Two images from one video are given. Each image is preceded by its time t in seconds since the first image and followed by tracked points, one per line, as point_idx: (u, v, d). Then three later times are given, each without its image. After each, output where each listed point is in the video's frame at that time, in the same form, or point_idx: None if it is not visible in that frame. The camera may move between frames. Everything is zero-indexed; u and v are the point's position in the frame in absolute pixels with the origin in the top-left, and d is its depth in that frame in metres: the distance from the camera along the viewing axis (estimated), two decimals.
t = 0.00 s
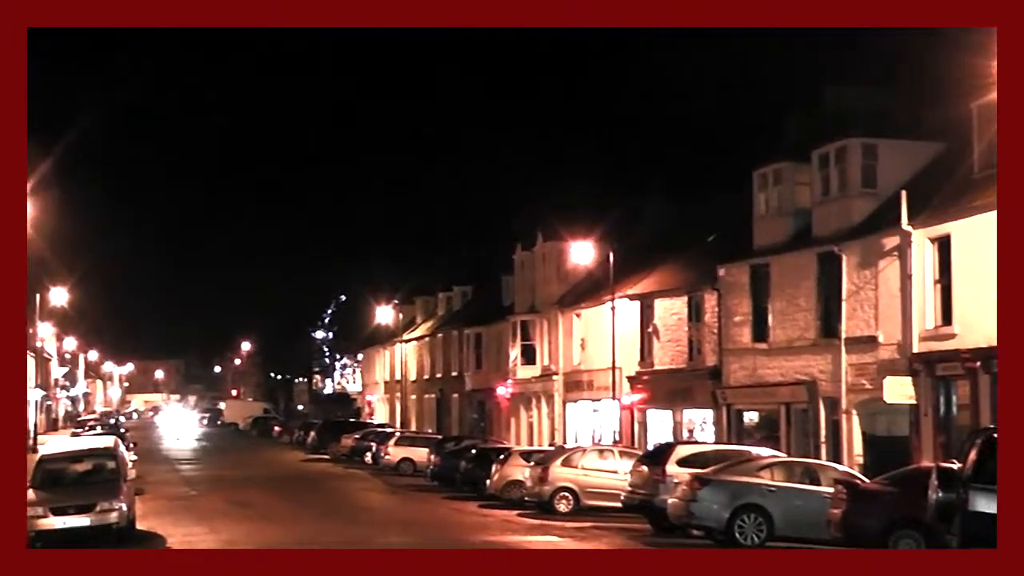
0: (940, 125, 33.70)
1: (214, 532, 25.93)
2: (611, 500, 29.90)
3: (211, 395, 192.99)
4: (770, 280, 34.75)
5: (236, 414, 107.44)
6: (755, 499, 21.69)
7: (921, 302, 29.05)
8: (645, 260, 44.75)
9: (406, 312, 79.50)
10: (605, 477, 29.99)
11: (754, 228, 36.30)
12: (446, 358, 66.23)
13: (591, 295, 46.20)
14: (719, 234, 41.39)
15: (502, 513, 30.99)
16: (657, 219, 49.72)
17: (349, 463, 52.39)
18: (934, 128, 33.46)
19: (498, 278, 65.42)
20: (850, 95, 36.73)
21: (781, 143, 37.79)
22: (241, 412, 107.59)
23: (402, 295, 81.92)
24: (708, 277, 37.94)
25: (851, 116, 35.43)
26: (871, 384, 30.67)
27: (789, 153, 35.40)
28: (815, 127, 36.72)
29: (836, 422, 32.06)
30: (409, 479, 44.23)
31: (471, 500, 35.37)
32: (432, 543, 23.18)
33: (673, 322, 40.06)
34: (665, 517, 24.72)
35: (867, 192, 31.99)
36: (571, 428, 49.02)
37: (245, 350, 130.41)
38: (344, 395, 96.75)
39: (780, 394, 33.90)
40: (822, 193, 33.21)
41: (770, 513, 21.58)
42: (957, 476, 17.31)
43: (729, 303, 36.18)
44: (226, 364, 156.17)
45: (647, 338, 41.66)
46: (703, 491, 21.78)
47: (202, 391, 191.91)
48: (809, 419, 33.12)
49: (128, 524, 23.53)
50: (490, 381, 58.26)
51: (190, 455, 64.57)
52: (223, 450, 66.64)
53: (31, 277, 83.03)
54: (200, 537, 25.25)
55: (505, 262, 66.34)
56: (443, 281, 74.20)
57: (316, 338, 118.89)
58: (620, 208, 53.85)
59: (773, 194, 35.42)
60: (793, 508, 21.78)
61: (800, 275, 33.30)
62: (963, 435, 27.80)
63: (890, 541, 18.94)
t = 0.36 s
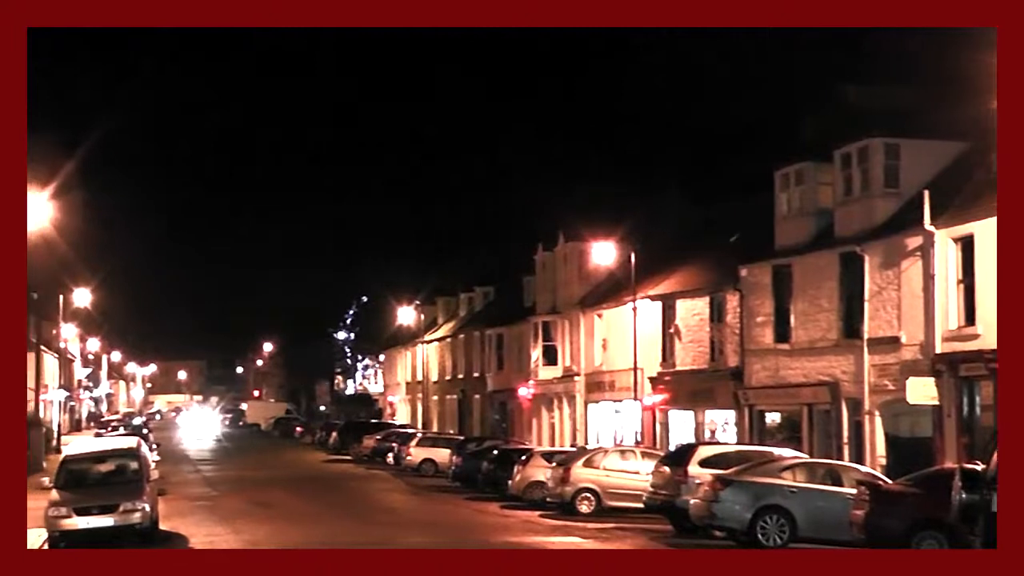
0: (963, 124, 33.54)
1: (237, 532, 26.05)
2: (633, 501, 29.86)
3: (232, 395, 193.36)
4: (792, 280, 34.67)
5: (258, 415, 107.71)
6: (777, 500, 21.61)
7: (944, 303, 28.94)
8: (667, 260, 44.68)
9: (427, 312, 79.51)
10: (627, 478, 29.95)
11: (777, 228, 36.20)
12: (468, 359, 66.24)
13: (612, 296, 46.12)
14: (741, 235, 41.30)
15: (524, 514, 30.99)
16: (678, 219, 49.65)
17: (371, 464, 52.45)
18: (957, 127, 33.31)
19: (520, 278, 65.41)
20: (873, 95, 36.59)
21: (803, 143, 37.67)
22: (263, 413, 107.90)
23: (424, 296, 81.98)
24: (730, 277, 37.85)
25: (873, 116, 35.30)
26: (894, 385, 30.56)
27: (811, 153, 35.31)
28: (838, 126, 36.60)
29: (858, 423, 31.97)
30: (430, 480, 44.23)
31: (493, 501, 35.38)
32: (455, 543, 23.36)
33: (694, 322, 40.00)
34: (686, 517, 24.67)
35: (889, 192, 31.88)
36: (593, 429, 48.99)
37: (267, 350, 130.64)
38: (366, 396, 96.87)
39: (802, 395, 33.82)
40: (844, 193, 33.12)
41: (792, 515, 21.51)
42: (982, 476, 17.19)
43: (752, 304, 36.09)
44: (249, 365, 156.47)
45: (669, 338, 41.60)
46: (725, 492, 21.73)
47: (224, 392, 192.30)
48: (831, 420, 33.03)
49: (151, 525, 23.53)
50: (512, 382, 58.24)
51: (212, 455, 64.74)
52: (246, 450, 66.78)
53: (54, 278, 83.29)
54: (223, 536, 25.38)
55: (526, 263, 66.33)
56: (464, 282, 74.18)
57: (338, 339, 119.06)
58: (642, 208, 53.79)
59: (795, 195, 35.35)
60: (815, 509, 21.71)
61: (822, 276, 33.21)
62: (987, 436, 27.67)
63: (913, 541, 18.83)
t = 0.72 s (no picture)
0: (986, 123, 33.40)
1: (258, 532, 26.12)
2: (655, 502, 29.81)
3: (254, 397, 193.63)
4: (814, 281, 34.58)
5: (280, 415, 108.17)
6: (799, 501, 21.54)
7: (967, 303, 28.82)
8: (688, 260, 44.59)
9: (448, 313, 79.51)
10: (649, 479, 29.88)
11: (798, 228, 36.10)
12: (489, 360, 66.21)
13: (634, 296, 46.07)
14: (763, 235, 41.21)
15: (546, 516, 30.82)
16: (700, 220, 49.56)
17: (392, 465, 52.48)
18: (980, 126, 33.16)
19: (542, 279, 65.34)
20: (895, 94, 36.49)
21: (825, 143, 37.56)
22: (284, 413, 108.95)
23: (445, 297, 82.02)
24: (752, 278, 37.77)
25: (895, 115, 35.16)
26: (916, 386, 30.44)
27: (833, 153, 35.20)
28: (861, 126, 36.51)
29: (881, 424, 31.87)
30: (452, 480, 44.33)
31: (515, 502, 35.35)
32: (477, 543, 23.49)
33: (716, 323, 39.91)
34: (708, 518, 24.60)
35: (911, 192, 31.75)
36: (614, 430, 48.92)
37: (289, 351, 130.98)
38: (388, 396, 96.91)
39: (824, 396, 33.74)
40: (866, 193, 33.02)
41: (815, 516, 21.44)
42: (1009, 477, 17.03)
43: (774, 304, 36.00)
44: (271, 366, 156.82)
45: (691, 339, 41.53)
46: (748, 493, 21.68)
47: (246, 394, 192.72)
48: (853, 421, 32.94)
49: (174, 525, 23.55)
50: (533, 383, 58.18)
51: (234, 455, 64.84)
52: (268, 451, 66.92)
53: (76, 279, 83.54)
54: (243, 536, 25.46)
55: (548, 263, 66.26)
56: (485, 283, 74.15)
57: (359, 340, 119.22)
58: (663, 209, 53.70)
59: (817, 195, 35.27)
60: (838, 510, 21.63)
61: (844, 277, 33.12)
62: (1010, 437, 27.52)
63: (938, 541, 18.73)
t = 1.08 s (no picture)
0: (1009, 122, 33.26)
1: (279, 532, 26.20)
2: (677, 503, 29.77)
3: (276, 398, 193.89)
4: (836, 281, 34.49)
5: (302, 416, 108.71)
6: (821, 501, 21.48)
7: (990, 304, 28.69)
8: (710, 261, 44.52)
9: (469, 314, 79.53)
10: (671, 480, 29.83)
11: (820, 228, 36.01)
12: (511, 361, 66.18)
13: (655, 296, 46.03)
14: (784, 235, 41.12)
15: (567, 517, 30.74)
16: (721, 220, 49.48)
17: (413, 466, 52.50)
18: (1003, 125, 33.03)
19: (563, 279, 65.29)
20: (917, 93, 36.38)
21: (847, 142, 37.47)
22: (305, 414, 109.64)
23: (466, 298, 82.05)
24: (773, 278, 37.69)
25: (918, 114, 35.05)
26: (939, 386, 30.31)
27: (855, 153, 35.10)
28: (884, 126, 36.42)
29: (903, 425, 31.79)
30: (474, 481, 44.37)
31: (536, 503, 35.37)
32: (500, 543, 23.56)
33: (738, 323, 39.84)
34: (730, 519, 24.53)
35: (934, 192, 31.63)
36: (636, 431, 48.88)
37: (310, 352, 131.24)
38: (410, 397, 96.94)
39: (846, 397, 33.66)
40: (888, 193, 32.92)
41: (837, 517, 21.39)
42: None
43: (795, 305, 35.92)
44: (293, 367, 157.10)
45: (712, 339, 41.47)
46: (770, 494, 21.62)
47: (268, 395, 193.02)
48: (876, 422, 32.85)
49: (196, 525, 23.59)
50: (555, 383, 58.13)
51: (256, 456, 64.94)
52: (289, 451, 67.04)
53: (98, 280, 83.81)
54: (265, 536, 25.55)
55: (569, 264, 66.21)
56: (507, 283, 74.13)
57: (381, 340, 119.34)
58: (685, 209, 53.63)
59: (839, 195, 35.18)
60: (860, 511, 21.58)
61: (867, 278, 33.03)
62: None
63: (960, 542, 18.70)
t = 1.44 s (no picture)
0: None
1: (302, 532, 26.31)
2: (699, 503, 29.73)
3: (296, 399, 194.22)
4: (857, 281, 34.44)
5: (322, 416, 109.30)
6: (842, 502, 21.45)
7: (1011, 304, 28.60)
8: (731, 261, 44.49)
9: (489, 315, 79.54)
10: (692, 480, 29.82)
11: (841, 228, 35.99)
12: (531, 362, 66.21)
13: (676, 297, 46.03)
14: (805, 235, 41.06)
15: (588, 517, 30.75)
16: (741, 220, 49.45)
17: (434, 466, 52.54)
18: None
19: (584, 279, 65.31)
20: (939, 94, 36.32)
21: (869, 143, 37.41)
22: (326, 415, 110.31)
23: (486, 299, 82.15)
24: (794, 279, 37.65)
25: (940, 114, 35.00)
26: (961, 387, 30.23)
27: (876, 153, 35.03)
28: (906, 126, 36.37)
29: (925, 425, 31.73)
30: (495, 482, 44.44)
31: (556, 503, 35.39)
32: (520, 543, 23.72)
33: (759, 324, 39.79)
34: (751, 519, 24.52)
35: (955, 193, 31.56)
36: (657, 431, 48.87)
37: (331, 352, 131.54)
38: (430, 398, 97.07)
39: (867, 397, 33.62)
40: (910, 193, 32.87)
41: (858, 518, 21.37)
42: None
43: (817, 305, 35.88)
44: (314, 367, 157.46)
45: (733, 340, 41.45)
46: (790, 494, 21.57)
47: (289, 395, 193.41)
48: (897, 422, 32.80)
49: (217, 525, 23.65)
50: (576, 384, 58.14)
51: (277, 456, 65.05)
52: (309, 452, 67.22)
53: (120, 282, 84.07)
54: (286, 536, 25.67)
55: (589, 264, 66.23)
56: (527, 284, 74.13)
57: (401, 341, 119.57)
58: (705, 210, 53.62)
59: (860, 195, 35.14)
60: (881, 512, 21.56)
61: (888, 278, 32.98)
62: None
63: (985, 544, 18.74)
